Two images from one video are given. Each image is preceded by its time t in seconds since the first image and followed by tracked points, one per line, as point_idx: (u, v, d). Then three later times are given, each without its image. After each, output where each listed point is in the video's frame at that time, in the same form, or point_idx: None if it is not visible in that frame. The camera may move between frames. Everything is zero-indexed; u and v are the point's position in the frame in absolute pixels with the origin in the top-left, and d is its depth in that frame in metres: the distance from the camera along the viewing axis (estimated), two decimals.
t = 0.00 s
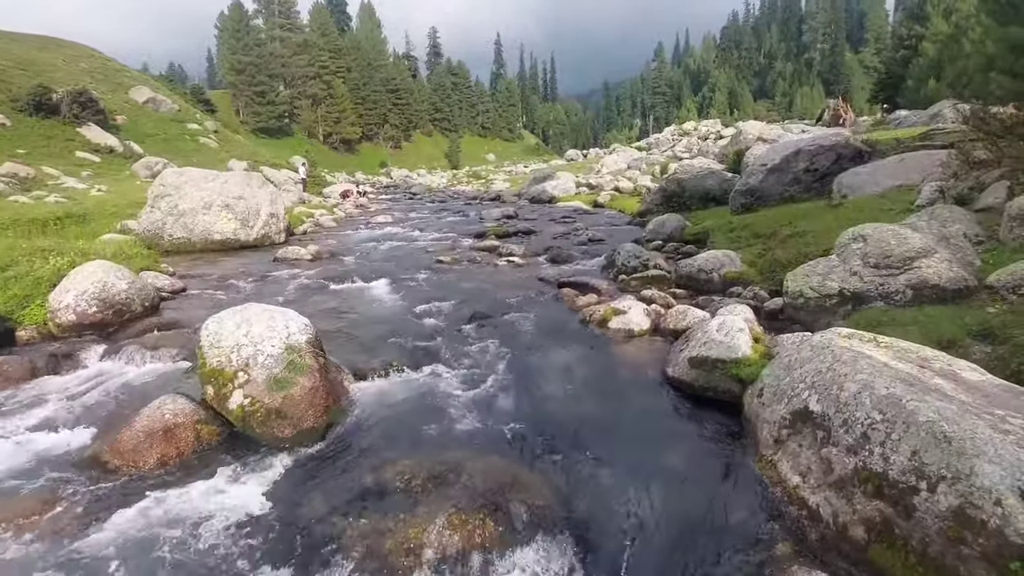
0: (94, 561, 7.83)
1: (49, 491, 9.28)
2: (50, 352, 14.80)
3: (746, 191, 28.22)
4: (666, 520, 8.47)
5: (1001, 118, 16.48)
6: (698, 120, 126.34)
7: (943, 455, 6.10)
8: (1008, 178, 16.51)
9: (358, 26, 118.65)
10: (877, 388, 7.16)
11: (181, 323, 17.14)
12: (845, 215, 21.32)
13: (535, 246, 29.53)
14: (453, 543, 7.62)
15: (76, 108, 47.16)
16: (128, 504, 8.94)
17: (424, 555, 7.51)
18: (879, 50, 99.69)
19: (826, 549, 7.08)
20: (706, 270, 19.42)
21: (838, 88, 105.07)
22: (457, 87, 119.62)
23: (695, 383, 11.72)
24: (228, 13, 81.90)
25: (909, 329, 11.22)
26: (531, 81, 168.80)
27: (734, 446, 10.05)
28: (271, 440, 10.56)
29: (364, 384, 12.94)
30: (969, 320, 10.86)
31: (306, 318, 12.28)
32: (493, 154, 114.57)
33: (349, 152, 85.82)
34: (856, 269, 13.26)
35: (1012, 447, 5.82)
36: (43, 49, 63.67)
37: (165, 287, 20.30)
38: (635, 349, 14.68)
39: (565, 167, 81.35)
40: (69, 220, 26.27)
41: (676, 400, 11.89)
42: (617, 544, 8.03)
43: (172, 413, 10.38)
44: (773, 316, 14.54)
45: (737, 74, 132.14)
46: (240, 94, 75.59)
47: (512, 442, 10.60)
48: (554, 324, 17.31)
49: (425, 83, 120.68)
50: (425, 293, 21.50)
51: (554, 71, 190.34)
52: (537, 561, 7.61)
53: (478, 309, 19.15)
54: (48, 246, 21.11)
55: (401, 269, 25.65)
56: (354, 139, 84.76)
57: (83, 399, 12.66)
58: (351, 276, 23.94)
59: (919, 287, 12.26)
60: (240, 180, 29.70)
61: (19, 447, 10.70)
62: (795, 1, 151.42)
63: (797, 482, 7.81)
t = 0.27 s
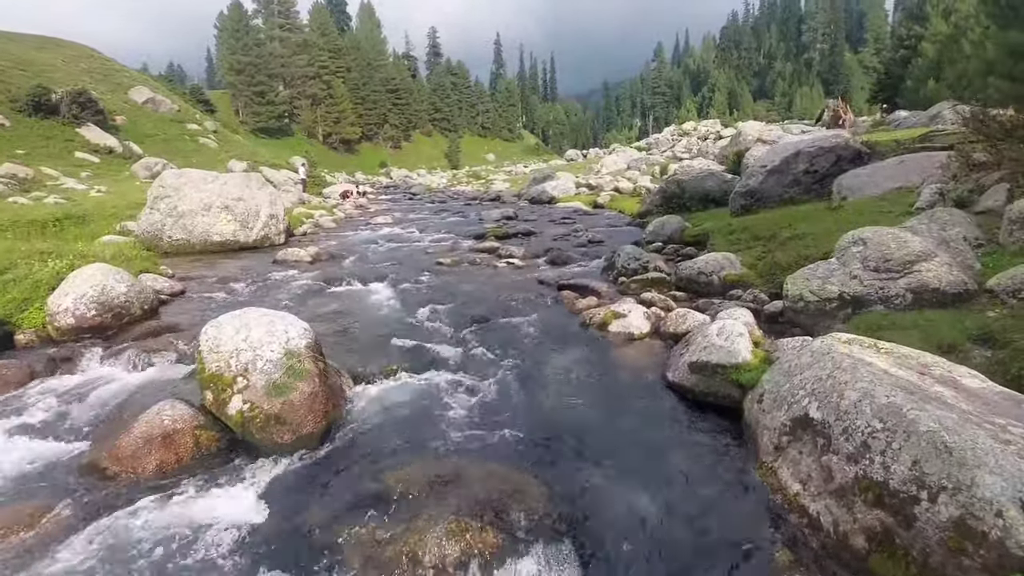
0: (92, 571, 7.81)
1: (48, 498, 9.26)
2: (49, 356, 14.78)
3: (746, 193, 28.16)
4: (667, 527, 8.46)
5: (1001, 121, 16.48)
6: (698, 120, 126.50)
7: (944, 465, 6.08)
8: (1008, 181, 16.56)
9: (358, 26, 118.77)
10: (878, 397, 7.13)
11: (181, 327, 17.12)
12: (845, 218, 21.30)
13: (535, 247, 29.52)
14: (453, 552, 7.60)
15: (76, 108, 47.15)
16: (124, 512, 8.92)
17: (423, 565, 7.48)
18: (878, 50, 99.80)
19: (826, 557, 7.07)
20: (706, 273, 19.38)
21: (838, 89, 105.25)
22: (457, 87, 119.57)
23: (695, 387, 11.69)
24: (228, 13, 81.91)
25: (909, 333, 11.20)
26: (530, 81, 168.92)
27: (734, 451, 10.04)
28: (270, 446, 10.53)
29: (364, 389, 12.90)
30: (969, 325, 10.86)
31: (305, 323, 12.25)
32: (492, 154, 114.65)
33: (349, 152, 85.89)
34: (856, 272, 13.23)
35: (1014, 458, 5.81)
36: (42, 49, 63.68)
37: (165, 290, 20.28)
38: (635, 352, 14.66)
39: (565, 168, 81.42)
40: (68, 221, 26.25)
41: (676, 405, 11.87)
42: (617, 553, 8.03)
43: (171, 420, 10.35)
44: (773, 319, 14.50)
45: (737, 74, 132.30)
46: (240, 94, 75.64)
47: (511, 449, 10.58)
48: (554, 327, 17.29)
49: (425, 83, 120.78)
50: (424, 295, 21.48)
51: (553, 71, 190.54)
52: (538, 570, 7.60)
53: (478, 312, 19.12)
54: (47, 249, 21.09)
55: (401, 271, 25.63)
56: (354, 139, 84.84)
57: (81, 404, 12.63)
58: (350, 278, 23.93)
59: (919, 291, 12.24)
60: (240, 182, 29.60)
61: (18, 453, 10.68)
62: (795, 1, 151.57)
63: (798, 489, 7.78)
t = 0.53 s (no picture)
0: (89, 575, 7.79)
1: (45, 503, 9.22)
2: (47, 359, 14.76)
3: (745, 194, 28.15)
4: (665, 531, 8.45)
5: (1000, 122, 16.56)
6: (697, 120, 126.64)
7: (943, 470, 6.07)
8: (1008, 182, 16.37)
9: (356, 26, 118.83)
10: (877, 401, 7.12)
11: (179, 329, 17.10)
12: (844, 218, 21.31)
13: (534, 248, 29.51)
14: (451, 555, 7.58)
15: (74, 108, 47.13)
16: (122, 516, 8.90)
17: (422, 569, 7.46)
18: (877, 50, 99.96)
19: (825, 561, 7.06)
20: (705, 274, 19.37)
21: (836, 89, 105.43)
22: (456, 87, 119.59)
23: (694, 390, 11.68)
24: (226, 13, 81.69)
25: (907, 334, 11.22)
26: (530, 81, 169.02)
27: (733, 454, 10.04)
28: (269, 449, 10.53)
29: (363, 391, 12.89)
30: (968, 326, 10.87)
31: (304, 325, 12.23)
32: (491, 154, 114.70)
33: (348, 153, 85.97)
34: (855, 273, 13.23)
35: (1013, 463, 5.81)
36: (41, 50, 63.63)
37: (163, 291, 20.28)
38: (635, 354, 14.64)
39: (564, 168, 81.44)
40: (66, 223, 26.27)
41: (676, 407, 11.86)
42: (616, 556, 8.02)
43: (169, 423, 10.31)
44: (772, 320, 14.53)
45: (735, 74, 132.48)
46: (238, 94, 75.61)
47: (511, 451, 10.56)
48: (553, 328, 17.28)
49: (424, 83, 120.83)
50: (423, 297, 21.48)
51: (552, 71, 190.79)
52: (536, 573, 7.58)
53: (477, 313, 19.13)
54: (45, 251, 21.07)
55: (400, 272, 25.63)
56: (353, 139, 84.88)
57: (79, 406, 12.62)
58: (349, 279, 23.93)
59: (918, 292, 12.23)
60: (238, 183, 29.55)
61: (15, 456, 10.65)
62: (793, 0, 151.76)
63: (797, 493, 7.77)
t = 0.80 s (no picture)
0: None
1: (44, 507, 9.21)
2: (45, 361, 14.74)
3: (742, 194, 28.15)
4: (663, 534, 8.47)
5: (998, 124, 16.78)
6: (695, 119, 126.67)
7: (938, 473, 6.10)
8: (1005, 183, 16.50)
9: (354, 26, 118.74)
10: (873, 403, 7.14)
11: (178, 331, 17.08)
12: (842, 219, 21.34)
13: (532, 248, 29.54)
14: (450, 558, 7.59)
15: (71, 108, 47.07)
16: (119, 520, 8.87)
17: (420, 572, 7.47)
18: (875, 49, 100.11)
19: (822, 562, 7.08)
20: (703, 274, 19.40)
21: (834, 88, 105.51)
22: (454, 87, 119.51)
23: (692, 391, 11.71)
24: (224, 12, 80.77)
25: (904, 335, 11.25)
26: (528, 81, 169.00)
27: (731, 456, 10.06)
28: (268, 452, 10.52)
29: (361, 394, 12.88)
30: (965, 327, 10.92)
31: (302, 329, 12.27)
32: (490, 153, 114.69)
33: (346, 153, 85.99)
34: (852, 274, 13.27)
35: (1007, 466, 5.83)
36: (38, 50, 63.52)
37: (162, 293, 20.27)
38: (633, 355, 14.68)
39: (562, 167, 81.43)
40: (64, 224, 26.24)
41: (674, 408, 11.89)
42: (614, 559, 8.03)
43: (168, 426, 10.30)
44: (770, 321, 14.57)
45: (734, 73, 132.49)
46: (236, 94, 75.46)
47: (509, 454, 10.57)
48: (552, 329, 17.31)
49: (422, 83, 120.78)
50: (422, 297, 21.50)
51: (551, 70, 190.84)
52: None
53: (475, 314, 19.15)
54: (43, 252, 21.05)
55: (398, 273, 25.64)
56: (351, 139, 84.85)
57: (78, 409, 12.61)
58: (348, 280, 23.94)
59: (914, 293, 12.25)
60: (237, 184, 29.53)
61: (14, 460, 10.63)
62: None
63: (794, 495, 7.79)
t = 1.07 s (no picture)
0: None
1: (43, 510, 9.20)
2: (44, 364, 14.73)
3: (740, 195, 28.06)
4: (663, 538, 8.49)
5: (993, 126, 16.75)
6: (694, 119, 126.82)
7: (936, 478, 6.12)
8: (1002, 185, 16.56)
9: (353, 26, 118.71)
10: (871, 407, 7.16)
11: (177, 333, 17.09)
12: (840, 220, 21.35)
13: (531, 249, 29.58)
14: (449, 563, 7.60)
15: (70, 109, 47.04)
16: (118, 523, 8.89)
17: None
18: (873, 49, 100.20)
19: (820, 566, 7.11)
20: (702, 275, 19.44)
21: (832, 88, 105.68)
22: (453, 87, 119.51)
23: (690, 394, 11.74)
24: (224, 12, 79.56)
25: (902, 337, 11.29)
26: (527, 80, 169.09)
27: (730, 458, 10.09)
28: (267, 454, 10.53)
29: (361, 397, 12.89)
30: (962, 329, 10.98)
31: (302, 331, 12.27)
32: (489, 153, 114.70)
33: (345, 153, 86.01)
34: (851, 276, 13.32)
35: (1004, 471, 5.86)
36: (36, 49, 63.43)
37: (161, 295, 20.26)
38: (632, 357, 14.71)
39: (561, 167, 81.48)
40: (62, 224, 26.22)
41: (673, 411, 11.92)
42: (613, 563, 8.05)
43: (168, 429, 10.31)
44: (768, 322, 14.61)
45: (732, 73, 132.64)
46: (235, 94, 75.29)
47: (509, 457, 10.58)
48: (551, 331, 17.33)
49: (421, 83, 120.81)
50: (421, 299, 21.52)
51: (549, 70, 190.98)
52: None
53: (474, 316, 19.17)
54: (42, 254, 21.03)
55: (397, 274, 25.66)
56: (350, 139, 84.81)
57: (77, 411, 12.60)
58: (347, 281, 23.95)
59: (913, 295, 12.28)
60: (235, 184, 29.53)
61: (13, 462, 10.63)
62: None
63: (793, 498, 7.82)
